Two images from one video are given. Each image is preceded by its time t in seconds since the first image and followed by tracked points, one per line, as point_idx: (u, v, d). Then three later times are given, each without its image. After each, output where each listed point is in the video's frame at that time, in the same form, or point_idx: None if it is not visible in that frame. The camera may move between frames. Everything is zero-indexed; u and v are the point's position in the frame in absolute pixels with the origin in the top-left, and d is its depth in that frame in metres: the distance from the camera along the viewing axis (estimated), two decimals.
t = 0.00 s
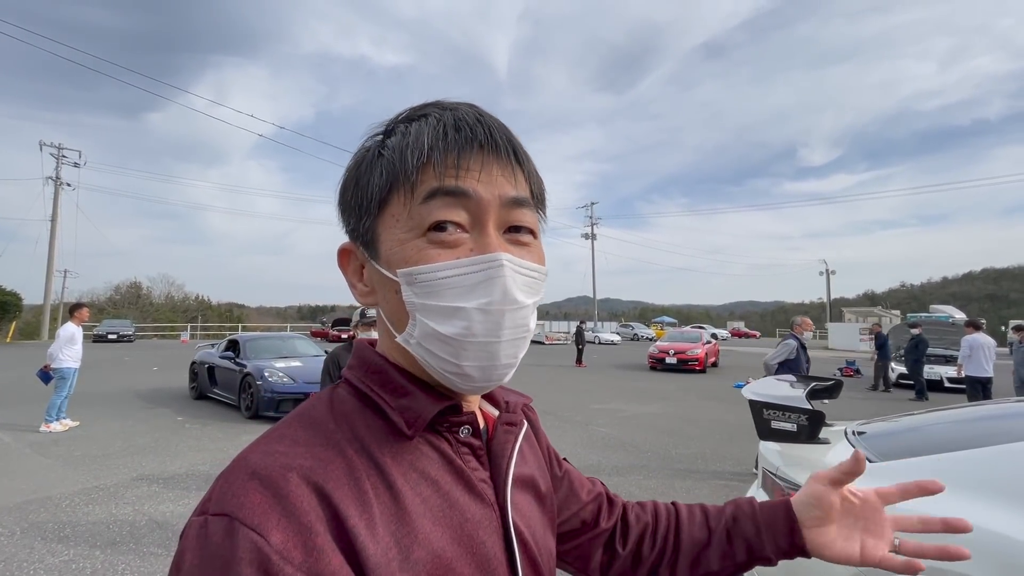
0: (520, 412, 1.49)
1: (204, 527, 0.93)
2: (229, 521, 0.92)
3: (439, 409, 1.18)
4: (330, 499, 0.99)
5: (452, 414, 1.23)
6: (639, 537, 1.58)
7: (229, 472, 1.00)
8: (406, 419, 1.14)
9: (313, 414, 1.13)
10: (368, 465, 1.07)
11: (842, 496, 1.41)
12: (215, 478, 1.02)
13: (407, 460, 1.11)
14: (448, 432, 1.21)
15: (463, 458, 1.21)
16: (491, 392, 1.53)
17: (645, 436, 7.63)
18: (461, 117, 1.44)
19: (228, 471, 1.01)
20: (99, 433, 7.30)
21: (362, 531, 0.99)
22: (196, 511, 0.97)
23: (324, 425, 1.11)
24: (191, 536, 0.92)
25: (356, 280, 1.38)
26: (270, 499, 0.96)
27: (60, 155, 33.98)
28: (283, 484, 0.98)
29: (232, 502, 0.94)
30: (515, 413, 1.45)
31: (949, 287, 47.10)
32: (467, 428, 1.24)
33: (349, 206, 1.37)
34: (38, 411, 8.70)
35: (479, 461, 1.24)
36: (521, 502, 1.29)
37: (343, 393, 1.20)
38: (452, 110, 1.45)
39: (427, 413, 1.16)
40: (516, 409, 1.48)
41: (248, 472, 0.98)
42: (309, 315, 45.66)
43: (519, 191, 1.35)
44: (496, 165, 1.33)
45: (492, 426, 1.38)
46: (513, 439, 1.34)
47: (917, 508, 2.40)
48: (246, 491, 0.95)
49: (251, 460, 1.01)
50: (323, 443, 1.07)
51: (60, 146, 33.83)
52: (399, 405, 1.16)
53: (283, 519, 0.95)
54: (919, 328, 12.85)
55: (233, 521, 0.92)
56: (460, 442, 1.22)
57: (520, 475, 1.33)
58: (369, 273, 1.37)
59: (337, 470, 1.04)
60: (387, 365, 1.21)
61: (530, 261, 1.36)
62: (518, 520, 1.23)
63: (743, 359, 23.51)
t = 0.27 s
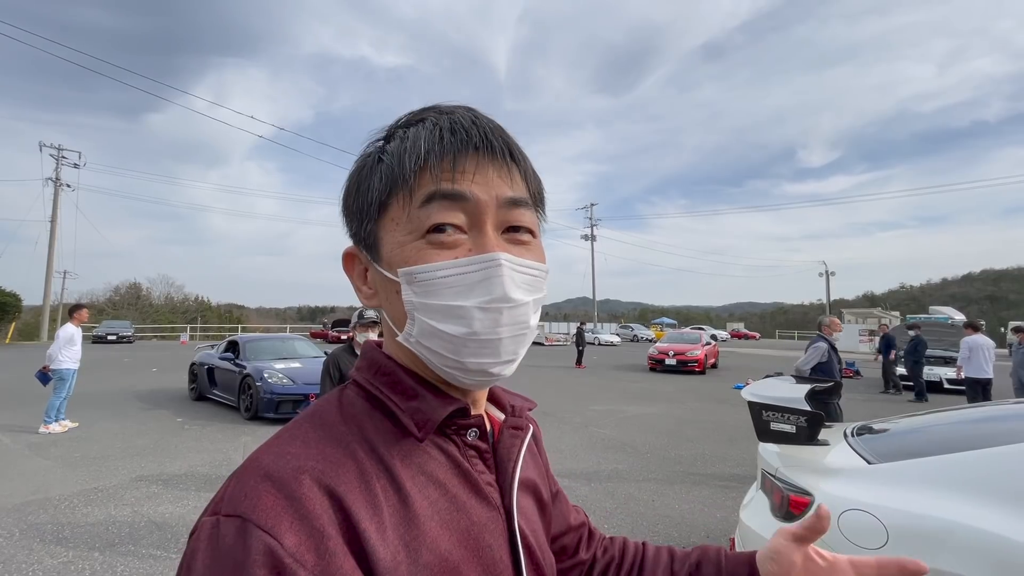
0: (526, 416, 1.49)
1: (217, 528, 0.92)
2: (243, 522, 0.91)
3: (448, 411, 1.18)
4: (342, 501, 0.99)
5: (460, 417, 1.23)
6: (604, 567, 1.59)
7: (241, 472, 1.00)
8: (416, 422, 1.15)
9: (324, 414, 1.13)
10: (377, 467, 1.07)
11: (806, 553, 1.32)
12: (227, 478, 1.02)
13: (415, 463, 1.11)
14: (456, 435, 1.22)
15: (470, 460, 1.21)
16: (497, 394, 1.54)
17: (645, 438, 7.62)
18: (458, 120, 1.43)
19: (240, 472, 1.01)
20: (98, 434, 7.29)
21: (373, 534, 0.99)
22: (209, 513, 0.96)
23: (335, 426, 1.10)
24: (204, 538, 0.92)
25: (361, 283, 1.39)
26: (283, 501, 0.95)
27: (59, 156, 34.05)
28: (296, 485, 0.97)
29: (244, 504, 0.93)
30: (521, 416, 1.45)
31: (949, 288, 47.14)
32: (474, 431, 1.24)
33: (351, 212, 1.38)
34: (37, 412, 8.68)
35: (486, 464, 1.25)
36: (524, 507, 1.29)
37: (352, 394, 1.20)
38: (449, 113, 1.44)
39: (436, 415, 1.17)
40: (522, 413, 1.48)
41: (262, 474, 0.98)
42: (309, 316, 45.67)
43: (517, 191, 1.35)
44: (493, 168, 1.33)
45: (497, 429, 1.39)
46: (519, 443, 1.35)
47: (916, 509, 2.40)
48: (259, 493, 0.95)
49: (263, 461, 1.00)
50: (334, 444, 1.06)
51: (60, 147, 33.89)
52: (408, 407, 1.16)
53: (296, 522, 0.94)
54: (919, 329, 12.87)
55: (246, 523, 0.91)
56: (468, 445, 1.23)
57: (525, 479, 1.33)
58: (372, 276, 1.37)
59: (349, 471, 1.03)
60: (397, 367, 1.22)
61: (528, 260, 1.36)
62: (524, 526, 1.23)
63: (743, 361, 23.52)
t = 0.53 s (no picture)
0: (535, 423, 1.49)
1: (221, 536, 0.93)
2: (247, 532, 0.92)
3: (458, 419, 1.18)
4: (346, 512, 0.99)
5: (470, 423, 1.23)
6: None
7: (248, 480, 1.00)
8: (425, 429, 1.14)
9: (333, 419, 1.13)
10: (384, 475, 1.07)
11: None
12: (233, 484, 1.02)
13: (423, 470, 1.11)
14: (465, 441, 1.21)
15: (478, 468, 1.21)
16: (505, 397, 1.53)
17: (644, 439, 7.62)
18: (457, 120, 1.43)
19: (246, 479, 1.01)
20: (97, 436, 7.29)
21: (378, 546, 0.99)
22: (213, 518, 0.97)
23: (343, 432, 1.10)
24: (208, 545, 0.93)
25: (365, 287, 1.39)
26: (288, 511, 0.96)
27: (59, 158, 34.11)
28: (302, 497, 0.97)
29: (250, 514, 0.94)
30: (530, 424, 1.45)
31: (948, 289, 47.19)
32: (483, 438, 1.24)
33: (352, 216, 1.38)
34: (36, 414, 8.68)
35: (493, 471, 1.24)
36: (526, 513, 1.30)
37: (361, 397, 1.20)
38: (447, 114, 1.44)
39: (447, 422, 1.17)
40: (531, 420, 1.48)
41: (267, 484, 0.98)
42: (309, 317, 45.71)
43: (518, 189, 1.34)
44: (494, 166, 1.32)
45: (506, 436, 1.39)
46: (527, 451, 1.35)
47: (914, 509, 2.40)
48: (265, 504, 0.96)
49: (271, 471, 1.01)
50: (341, 451, 1.06)
51: (59, 149, 33.93)
52: (419, 414, 1.16)
53: (299, 534, 0.94)
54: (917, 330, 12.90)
55: (250, 533, 0.92)
56: (477, 452, 1.22)
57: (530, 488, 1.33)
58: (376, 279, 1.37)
59: (355, 480, 1.03)
60: (405, 371, 1.22)
61: (532, 258, 1.36)
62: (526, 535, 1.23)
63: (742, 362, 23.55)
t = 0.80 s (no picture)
0: (540, 431, 1.49)
1: (214, 538, 0.93)
2: (238, 536, 0.92)
3: (461, 427, 1.18)
4: (342, 520, 0.98)
5: (474, 431, 1.23)
6: None
7: (247, 482, 1.00)
8: (428, 437, 1.14)
9: (334, 422, 1.13)
10: (382, 483, 1.07)
11: None
12: (231, 485, 1.02)
13: (424, 478, 1.11)
14: (467, 448, 1.22)
15: (478, 475, 1.21)
16: (512, 402, 1.53)
17: (642, 439, 7.62)
18: (465, 122, 1.43)
19: (244, 482, 1.01)
20: (96, 437, 7.28)
21: (372, 555, 0.98)
22: (208, 519, 0.97)
23: (344, 437, 1.10)
24: (201, 545, 0.93)
25: (373, 289, 1.40)
26: (281, 518, 0.96)
27: (59, 159, 34.18)
28: (298, 504, 0.97)
29: (244, 518, 0.94)
30: (535, 432, 1.45)
31: (946, 289, 47.30)
32: (486, 445, 1.24)
33: (360, 218, 1.39)
34: (34, 415, 8.66)
35: (493, 480, 1.24)
36: (526, 521, 1.30)
37: (365, 401, 1.20)
38: (456, 115, 1.44)
39: (449, 431, 1.17)
40: (536, 427, 1.48)
41: (264, 489, 0.98)
42: (308, 319, 45.71)
43: (526, 192, 1.34)
44: (501, 169, 1.32)
45: (510, 442, 1.39)
46: (530, 460, 1.35)
47: (910, 509, 2.41)
48: (259, 509, 0.95)
49: (269, 474, 1.01)
50: (340, 457, 1.06)
51: (58, 151, 33.95)
52: (422, 421, 1.16)
53: (291, 540, 0.94)
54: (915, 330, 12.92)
55: (241, 538, 0.92)
56: (478, 459, 1.22)
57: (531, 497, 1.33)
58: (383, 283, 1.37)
59: (352, 488, 1.03)
60: (410, 375, 1.22)
61: (540, 263, 1.35)
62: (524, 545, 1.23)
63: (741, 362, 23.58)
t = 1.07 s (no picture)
0: (540, 431, 1.49)
1: (217, 538, 0.93)
2: (242, 535, 0.92)
3: (464, 426, 1.18)
4: (346, 520, 0.98)
5: (476, 430, 1.23)
6: None
7: (250, 481, 1.00)
8: (431, 436, 1.15)
9: (337, 422, 1.13)
10: (385, 482, 1.07)
11: None
12: (234, 485, 1.02)
13: (427, 477, 1.11)
14: (470, 447, 1.22)
15: (481, 474, 1.21)
16: (512, 403, 1.53)
17: (641, 440, 7.63)
18: (468, 126, 1.43)
19: (247, 481, 1.01)
20: (95, 439, 7.27)
21: (377, 555, 0.98)
22: (211, 518, 0.97)
23: (347, 436, 1.10)
24: (204, 544, 0.93)
25: (374, 290, 1.40)
26: (285, 518, 0.95)
27: (57, 161, 34.20)
28: (302, 504, 0.97)
29: (248, 517, 0.94)
30: (535, 432, 1.45)
31: (945, 290, 47.39)
32: (488, 444, 1.24)
33: (363, 219, 1.39)
34: (32, 417, 8.65)
35: (496, 478, 1.24)
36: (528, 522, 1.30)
37: (367, 402, 1.20)
38: (459, 120, 1.44)
39: (453, 430, 1.17)
40: (537, 427, 1.48)
41: (267, 489, 0.98)
42: (307, 320, 45.70)
43: (527, 197, 1.34)
44: (503, 174, 1.32)
45: (511, 441, 1.39)
46: (532, 459, 1.35)
47: (908, 509, 2.41)
48: (263, 508, 0.95)
49: (272, 473, 1.01)
50: (344, 457, 1.06)
51: (57, 152, 33.95)
52: (424, 420, 1.16)
53: (296, 539, 0.94)
54: (913, 330, 12.95)
55: (245, 537, 0.92)
56: (480, 458, 1.23)
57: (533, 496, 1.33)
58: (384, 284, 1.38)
59: (356, 487, 1.03)
60: (411, 376, 1.22)
61: (540, 268, 1.35)
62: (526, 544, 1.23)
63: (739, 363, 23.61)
